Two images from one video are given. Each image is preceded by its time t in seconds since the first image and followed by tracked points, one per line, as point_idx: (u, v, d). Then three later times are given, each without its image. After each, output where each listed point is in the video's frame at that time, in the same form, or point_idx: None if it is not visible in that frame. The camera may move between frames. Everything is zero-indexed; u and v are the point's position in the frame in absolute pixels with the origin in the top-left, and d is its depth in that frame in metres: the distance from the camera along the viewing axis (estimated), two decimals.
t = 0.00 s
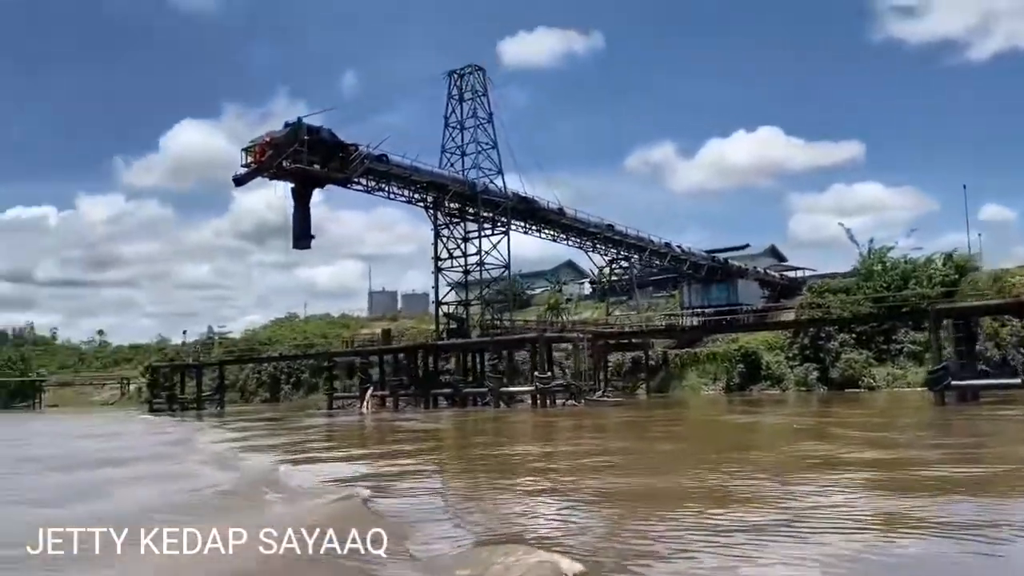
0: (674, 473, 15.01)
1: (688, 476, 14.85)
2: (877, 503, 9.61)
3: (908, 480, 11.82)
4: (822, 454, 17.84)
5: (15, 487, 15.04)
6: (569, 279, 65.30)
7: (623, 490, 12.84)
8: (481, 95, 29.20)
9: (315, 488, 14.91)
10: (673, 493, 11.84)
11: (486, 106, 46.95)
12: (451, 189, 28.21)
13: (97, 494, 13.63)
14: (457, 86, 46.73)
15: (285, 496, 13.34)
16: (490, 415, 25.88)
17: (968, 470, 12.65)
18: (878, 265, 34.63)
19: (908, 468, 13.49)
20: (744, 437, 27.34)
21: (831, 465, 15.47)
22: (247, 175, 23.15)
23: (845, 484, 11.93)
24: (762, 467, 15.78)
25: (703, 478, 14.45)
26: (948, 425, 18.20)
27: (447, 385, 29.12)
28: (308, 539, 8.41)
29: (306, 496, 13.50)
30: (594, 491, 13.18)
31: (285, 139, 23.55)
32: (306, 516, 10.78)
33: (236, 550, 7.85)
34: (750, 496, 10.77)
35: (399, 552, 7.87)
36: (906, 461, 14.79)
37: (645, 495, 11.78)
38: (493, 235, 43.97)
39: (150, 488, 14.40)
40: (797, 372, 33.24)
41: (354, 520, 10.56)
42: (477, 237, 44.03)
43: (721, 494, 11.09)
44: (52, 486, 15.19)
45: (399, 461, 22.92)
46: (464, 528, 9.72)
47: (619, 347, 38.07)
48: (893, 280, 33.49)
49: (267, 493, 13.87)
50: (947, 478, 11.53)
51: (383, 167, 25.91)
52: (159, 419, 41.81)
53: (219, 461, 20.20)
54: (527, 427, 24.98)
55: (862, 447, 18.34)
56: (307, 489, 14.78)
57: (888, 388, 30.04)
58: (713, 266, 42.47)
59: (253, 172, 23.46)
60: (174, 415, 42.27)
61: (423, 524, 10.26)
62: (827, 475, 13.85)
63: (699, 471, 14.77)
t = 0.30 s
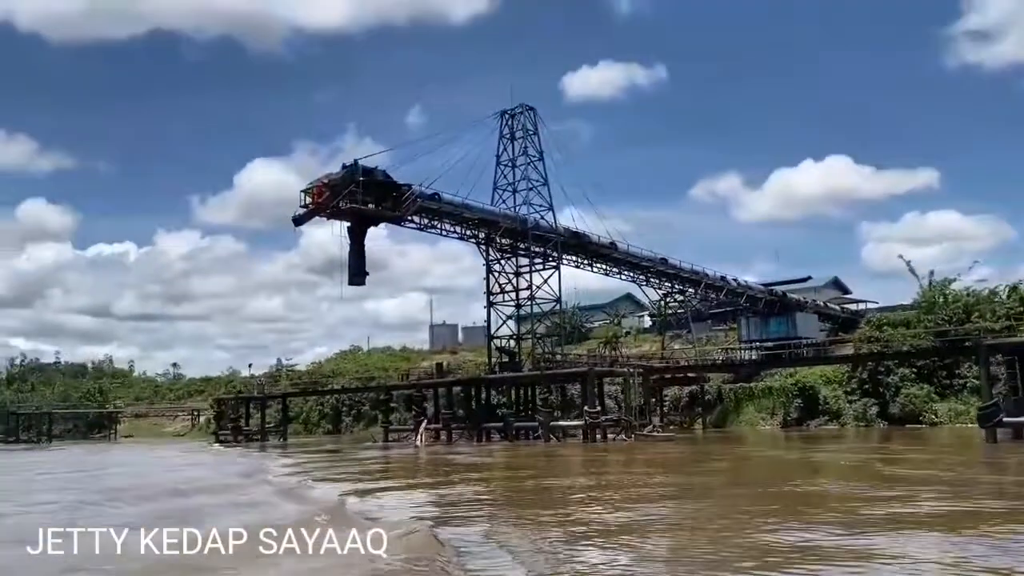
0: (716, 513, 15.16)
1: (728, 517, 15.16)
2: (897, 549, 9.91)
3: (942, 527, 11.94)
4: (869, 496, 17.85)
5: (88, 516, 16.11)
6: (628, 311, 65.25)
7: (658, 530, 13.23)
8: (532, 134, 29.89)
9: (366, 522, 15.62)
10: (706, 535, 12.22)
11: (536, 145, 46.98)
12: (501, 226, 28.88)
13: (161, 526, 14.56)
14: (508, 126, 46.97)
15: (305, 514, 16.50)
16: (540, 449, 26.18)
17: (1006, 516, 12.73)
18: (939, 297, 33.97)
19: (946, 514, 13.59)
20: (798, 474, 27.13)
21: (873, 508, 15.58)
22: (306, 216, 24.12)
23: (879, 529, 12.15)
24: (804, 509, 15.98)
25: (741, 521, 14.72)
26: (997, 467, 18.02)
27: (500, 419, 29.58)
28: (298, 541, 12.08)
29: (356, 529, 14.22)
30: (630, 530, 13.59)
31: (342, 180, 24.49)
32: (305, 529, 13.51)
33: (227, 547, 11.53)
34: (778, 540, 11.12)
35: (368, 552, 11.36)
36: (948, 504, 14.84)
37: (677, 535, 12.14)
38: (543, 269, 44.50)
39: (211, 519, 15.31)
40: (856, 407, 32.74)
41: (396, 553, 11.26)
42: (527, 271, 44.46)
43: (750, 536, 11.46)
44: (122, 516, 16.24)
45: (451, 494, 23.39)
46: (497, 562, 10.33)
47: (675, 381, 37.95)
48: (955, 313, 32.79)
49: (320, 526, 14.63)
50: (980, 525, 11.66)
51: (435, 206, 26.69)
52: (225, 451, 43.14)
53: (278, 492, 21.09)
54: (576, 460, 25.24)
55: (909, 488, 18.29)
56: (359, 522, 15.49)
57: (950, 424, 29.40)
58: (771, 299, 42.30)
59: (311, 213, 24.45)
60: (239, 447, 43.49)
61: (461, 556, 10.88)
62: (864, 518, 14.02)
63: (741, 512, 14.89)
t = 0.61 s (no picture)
0: (735, 548, 15.32)
1: (744, 549, 15.33)
2: None
3: (953, 562, 12.03)
4: (891, 528, 17.84)
5: (124, 542, 16.80)
6: (661, 337, 65.14)
7: (672, 563, 13.49)
8: (558, 164, 30.34)
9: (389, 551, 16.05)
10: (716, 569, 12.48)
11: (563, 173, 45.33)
12: (527, 255, 29.31)
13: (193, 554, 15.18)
14: (536, 157, 45.35)
15: (307, 530, 19.95)
16: (566, 477, 26.37)
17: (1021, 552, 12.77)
18: (972, 324, 33.59)
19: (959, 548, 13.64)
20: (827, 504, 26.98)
21: (890, 541, 15.64)
22: (335, 247, 24.75)
23: (889, 563, 12.30)
24: (823, 542, 16.07)
25: (757, 553, 14.89)
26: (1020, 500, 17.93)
27: (527, 447, 29.85)
28: (302, 540, 17.98)
29: (378, 559, 14.67)
30: (646, 562, 13.91)
31: (369, 213, 25.10)
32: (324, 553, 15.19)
33: (252, 544, 17.19)
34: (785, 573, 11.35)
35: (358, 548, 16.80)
36: (965, 537, 14.85)
37: (688, 570, 12.40)
38: (572, 298, 42.67)
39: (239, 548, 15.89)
40: (887, 436, 32.46)
41: None
42: (555, 300, 42.67)
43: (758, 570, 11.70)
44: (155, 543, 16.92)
45: (478, 521, 23.70)
46: None
47: (705, 409, 37.82)
48: (989, 340, 32.37)
49: (343, 556, 15.10)
50: (991, 560, 11.76)
51: (461, 236, 27.19)
52: (261, 477, 43.89)
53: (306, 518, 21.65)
54: (600, 488, 25.40)
55: (931, 520, 18.23)
56: (382, 551, 15.93)
57: (983, 454, 29.05)
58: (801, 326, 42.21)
59: (340, 244, 25.10)
60: (274, 474, 44.12)
61: None
62: (878, 551, 14.12)
63: (760, 547, 15.05)
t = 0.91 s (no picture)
0: (725, 563, 15.74)
1: (738, 564, 15.67)
2: None
3: None
4: (886, 543, 18.10)
5: (139, 554, 17.42)
6: (675, 353, 65.37)
7: None
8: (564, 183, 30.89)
9: (392, 562, 16.53)
10: None
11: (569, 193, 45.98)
12: (534, 273, 29.86)
13: (203, 566, 15.74)
14: (542, 175, 46.07)
15: (305, 530, 22.32)
16: (570, 492, 26.76)
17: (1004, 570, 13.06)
18: (979, 341, 33.64)
19: (947, 566, 13.92)
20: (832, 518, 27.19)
21: (881, 557, 15.93)
22: (345, 266, 25.36)
23: None
24: (816, 557, 16.39)
25: (750, 567, 15.26)
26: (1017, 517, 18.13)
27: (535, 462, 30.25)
28: (301, 540, 20.48)
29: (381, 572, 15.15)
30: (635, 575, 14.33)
31: (378, 232, 25.69)
32: (325, 565, 15.78)
33: (255, 544, 19.68)
34: None
35: (353, 546, 19.14)
36: (955, 555, 15.13)
37: None
38: (578, 316, 42.33)
39: (248, 561, 16.43)
40: (894, 451, 32.61)
41: None
42: (561, 317, 42.19)
43: None
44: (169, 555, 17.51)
45: (482, 535, 24.17)
46: None
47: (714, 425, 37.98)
48: (996, 357, 32.40)
49: (347, 568, 15.58)
50: None
51: (468, 255, 27.75)
52: (277, 491, 44.51)
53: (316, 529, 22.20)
54: (604, 502, 25.76)
55: (927, 536, 18.47)
56: (386, 564, 16.42)
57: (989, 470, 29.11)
58: (811, 342, 42.44)
59: (350, 263, 25.69)
60: (290, 488, 44.76)
61: None
62: (867, 567, 14.42)
63: (749, 563, 15.43)
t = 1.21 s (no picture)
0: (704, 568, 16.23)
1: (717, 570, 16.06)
2: None
3: None
4: (866, 550, 18.48)
5: (136, 556, 17.93)
6: (676, 359, 65.70)
7: None
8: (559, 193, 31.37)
9: (381, 565, 16.97)
10: None
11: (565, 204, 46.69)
12: (529, 281, 30.34)
13: (197, 569, 16.19)
14: (539, 186, 46.78)
15: (305, 532, 22.39)
16: (563, 497, 27.21)
17: None
18: (971, 349, 34.02)
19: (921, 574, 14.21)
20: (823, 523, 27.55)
21: (860, 565, 16.25)
22: (342, 275, 25.90)
23: None
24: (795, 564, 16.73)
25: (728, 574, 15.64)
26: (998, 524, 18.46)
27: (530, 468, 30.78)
28: (302, 539, 21.26)
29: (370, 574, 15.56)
30: None
31: (375, 242, 26.20)
32: (318, 568, 16.31)
33: (256, 544, 20.34)
34: None
35: (353, 546, 19.72)
36: (930, 564, 15.49)
37: None
38: (572, 323, 43.06)
39: (241, 564, 16.92)
40: (887, 458, 33.06)
41: None
42: (555, 324, 42.98)
43: None
44: (165, 558, 18.02)
45: (476, 539, 24.66)
46: None
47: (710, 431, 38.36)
48: (987, 365, 32.75)
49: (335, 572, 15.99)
50: None
51: (464, 264, 28.24)
52: (279, 495, 45.08)
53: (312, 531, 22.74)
54: (595, 507, 26.22)
55: (910, 543, 18.78)
56: (376, 567, 16.84)
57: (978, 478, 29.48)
58: (808, 349, 42.80)
59: (347, 272, 26.23)
60: (292, 492, 45.29)
61: None
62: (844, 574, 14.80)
63: (727, 569, 15.93)
